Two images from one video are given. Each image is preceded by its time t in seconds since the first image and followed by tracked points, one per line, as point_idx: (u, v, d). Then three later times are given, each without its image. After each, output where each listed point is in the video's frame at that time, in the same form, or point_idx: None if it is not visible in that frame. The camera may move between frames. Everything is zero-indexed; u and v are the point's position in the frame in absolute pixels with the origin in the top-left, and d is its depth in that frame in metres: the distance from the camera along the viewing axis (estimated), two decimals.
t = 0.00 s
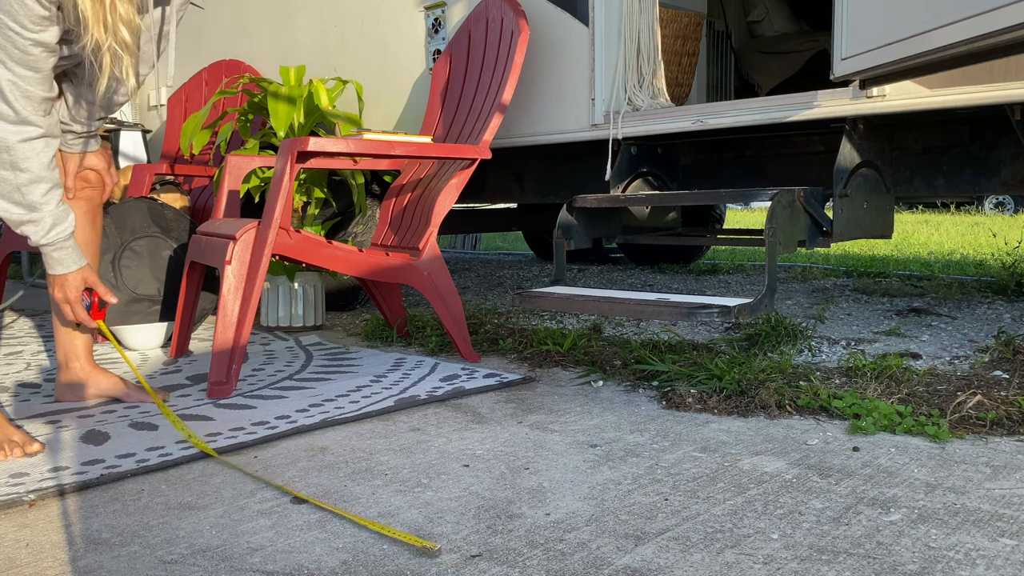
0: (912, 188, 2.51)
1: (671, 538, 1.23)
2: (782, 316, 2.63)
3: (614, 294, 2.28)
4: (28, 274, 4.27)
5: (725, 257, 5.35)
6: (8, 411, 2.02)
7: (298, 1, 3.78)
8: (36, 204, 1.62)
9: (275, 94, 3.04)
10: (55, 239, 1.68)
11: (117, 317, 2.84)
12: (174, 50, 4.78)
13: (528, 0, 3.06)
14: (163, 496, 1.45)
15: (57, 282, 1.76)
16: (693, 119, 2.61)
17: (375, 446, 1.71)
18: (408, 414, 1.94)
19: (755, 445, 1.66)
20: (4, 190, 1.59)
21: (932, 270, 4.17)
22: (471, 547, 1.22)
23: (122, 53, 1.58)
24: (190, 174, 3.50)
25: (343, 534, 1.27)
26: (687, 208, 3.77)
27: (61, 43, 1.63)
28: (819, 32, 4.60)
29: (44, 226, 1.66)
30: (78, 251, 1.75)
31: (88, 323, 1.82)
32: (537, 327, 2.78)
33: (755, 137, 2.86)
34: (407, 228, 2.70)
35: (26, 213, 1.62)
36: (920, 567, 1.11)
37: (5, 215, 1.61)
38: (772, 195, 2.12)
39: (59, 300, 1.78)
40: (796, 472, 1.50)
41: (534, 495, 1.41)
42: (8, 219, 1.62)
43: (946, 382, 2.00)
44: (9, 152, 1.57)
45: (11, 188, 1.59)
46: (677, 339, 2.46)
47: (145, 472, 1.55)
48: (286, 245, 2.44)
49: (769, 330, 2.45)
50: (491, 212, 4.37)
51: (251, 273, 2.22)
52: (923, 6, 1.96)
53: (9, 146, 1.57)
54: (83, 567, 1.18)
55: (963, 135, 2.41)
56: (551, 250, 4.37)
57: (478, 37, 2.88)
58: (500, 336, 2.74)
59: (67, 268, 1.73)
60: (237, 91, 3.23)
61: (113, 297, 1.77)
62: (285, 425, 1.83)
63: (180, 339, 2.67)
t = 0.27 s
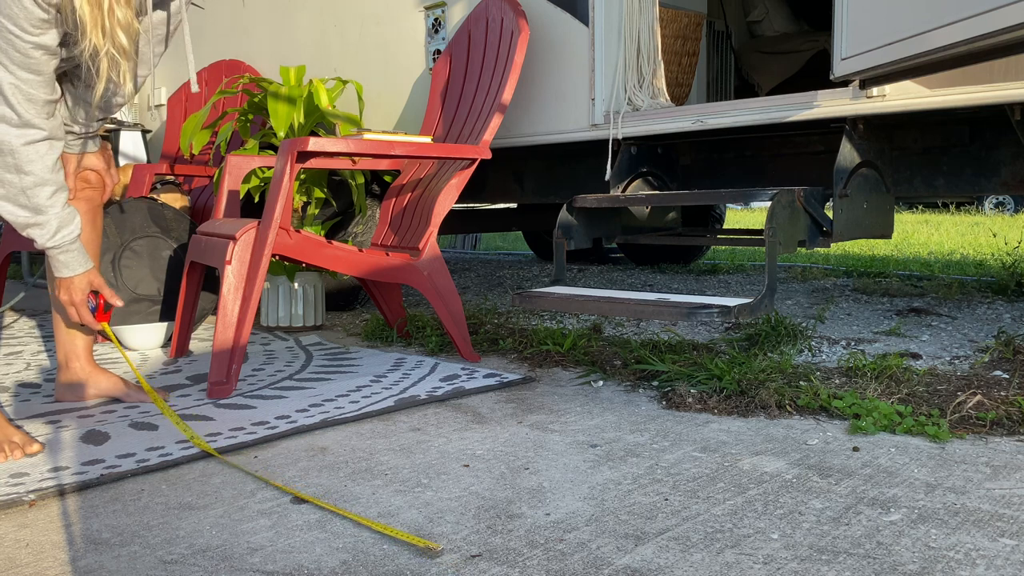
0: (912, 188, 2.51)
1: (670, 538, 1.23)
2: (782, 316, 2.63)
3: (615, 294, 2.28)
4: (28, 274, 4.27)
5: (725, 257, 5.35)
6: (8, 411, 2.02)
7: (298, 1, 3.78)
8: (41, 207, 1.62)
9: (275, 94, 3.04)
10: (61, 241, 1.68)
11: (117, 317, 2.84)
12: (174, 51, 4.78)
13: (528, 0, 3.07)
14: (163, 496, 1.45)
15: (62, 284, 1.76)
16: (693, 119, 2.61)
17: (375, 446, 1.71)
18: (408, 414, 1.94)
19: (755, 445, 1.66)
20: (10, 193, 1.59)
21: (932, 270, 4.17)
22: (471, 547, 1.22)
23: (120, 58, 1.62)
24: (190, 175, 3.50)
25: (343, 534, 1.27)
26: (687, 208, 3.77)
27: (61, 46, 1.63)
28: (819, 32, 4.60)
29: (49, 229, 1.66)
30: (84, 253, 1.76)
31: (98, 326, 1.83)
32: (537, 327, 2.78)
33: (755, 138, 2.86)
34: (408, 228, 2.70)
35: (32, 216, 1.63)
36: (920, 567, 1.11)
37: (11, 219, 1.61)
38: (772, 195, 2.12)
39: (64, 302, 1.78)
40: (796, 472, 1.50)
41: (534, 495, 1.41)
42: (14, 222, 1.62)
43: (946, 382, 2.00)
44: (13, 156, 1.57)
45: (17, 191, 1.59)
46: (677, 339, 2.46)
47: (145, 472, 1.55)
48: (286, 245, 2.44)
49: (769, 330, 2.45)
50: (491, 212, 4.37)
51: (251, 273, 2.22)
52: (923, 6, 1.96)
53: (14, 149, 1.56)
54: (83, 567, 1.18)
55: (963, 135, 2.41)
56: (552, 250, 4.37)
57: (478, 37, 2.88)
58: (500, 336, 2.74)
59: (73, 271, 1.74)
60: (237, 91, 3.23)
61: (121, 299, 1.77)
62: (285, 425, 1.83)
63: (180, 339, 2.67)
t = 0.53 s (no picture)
0: (912, 188, 2.51)
1: (671, 538, 1.23)
2: (782, 316, 2.63)
3: (615, 294, 2.28)
4: (28, 274, 4.27)
5: (725, 257, 5.35)
6: (8, 411, 2.02)
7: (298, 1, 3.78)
8: (45, 209, 1.62)
9: (275, 94, 3.04)
10: (65, 243, 1.69)
11: (117, 317, 2.84)
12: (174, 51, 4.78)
13: (528, 0, 3.06)
14: (163, 496, 1.45)
15: (67, 285, 1.77)
16: (693, 119, 2.61)
17: (375, 446, 1.71)
18: (408, 414, 1.94)
19: (755, 445, 1.66)
20: (13, 196, 1.59)
21: (932, 270, 4.17)
22: (471, 547, 1.22)
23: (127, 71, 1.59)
24: (190, 175, 3.50)
25: (344, 534, 1.27)
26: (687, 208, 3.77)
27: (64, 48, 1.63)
28: (819, 32, 4.60)
29: (54, 231, 1.66)
30: (87, 255, 1.76)
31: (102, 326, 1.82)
32: (537, 327, 2.78)
33: (755, 138, 2.86)
34: (407, 228, 2.70)
35: (35, 218, 1.63)
36: (920, 567, 1.11)
37: (14, 221, 1.61)
38: (772, 195, 2.12)
39: (68, 302, 1.79)
40: (796, 472, 1.50)
41: (534, 494, 1.41)
42: (17, 225, 1.62)
43: (946, 382, 2.00)
44: (16, 159, 1.56)
45: (20, 194, 1.59)
46: (677, 339, 2.46)
47: (145, 472, 1.55)
48: (286, 245, 2.44)
49: (769, 330, 2.45)
50: (491, 212, 4.37)
51: (251, 273, 2.22)
52: (923, 6, 1.96)
53: (16, 152, 1.56)
54: (83, 567, 1.18)
55: (963, 135, 2.41)
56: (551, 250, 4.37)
57: (478, 37, 2.87)
58: (500, 336, 2.74)
59: (77, 272, 1.75)
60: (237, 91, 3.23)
61: (124, 300, 1.77)
62: (285, 425, 1.83)
63: (180, 339, 2.67)
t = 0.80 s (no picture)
0: (912, 188, 2.51)
1: (670, 538, 1.23)
2: (782, 316, 2.63)
3: (615, 294, 2.28)
4: (28, 274, 4.27)
5: (725, 257, 5.35)
6: (8, 411, 2.02)
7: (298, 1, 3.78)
8: (45, 210, 1.62)
9: (275, 94, 3.04)
10: (66, 243, 1.69)
11: (117, 317, 2.84)
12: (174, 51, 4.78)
13: (528, 0, 3.06)
14: (163, 496, 1.45)
15: (66, 286, 1.77)
16: (693, 119, 2.61)
17: (375, 446, 1.71)
18: (408, 414, 1.94)
19: (755, 445, 1.66)
20: (13, 197, 1.59)
21: (932, 270, 4.17)
22: (471, 547, 1.22)
23: (128, 97, 1.57)
24: (190, 174, 3.50)
25: (344, 534, 1.27)
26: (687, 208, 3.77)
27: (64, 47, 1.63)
28: (819, 32, 4.60)
29: (55, 232, 1.67)
30: (87, 255, 1.76)
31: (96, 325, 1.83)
32: (537, 327, 2.78)
33: (755, 137, 2.86)
34: (407, 228, 2.70)
35: (35, 219, 1.63)
36: (920, 568, 1.11)
37: (15, 222, 1.61)
38: (773, 195, 2.12)
39: (67, 303, 1.79)
40: (796, 472, 1.50)
41: (534, 494, 1.41)
42: (18, 225, 1.62)
43: (946, 382, 2.00)
44: (16, 160, 1.56)
45: (20, 195, 1.59)
46: (677, 339, 2.46)
47: (145, 472, 1.55)
48: (286, 245, 2.44)
49: (769, 330, 2.45)
50: (491, 212, 4.37)
51: (251, 273, 2.22)
52: (923, 6, 1.96)
53: (16, 153, 1.56)
54: (83, 567, 1.18)
55: (963, 135, 2.41)
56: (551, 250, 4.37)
57: (478, 37, 2.87)
58: (500, 336, 2.74)
59: (77, 272, 1.75)
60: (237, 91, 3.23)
61: (124, 302, 1.77)
62: (285, 425, 1.83)
63: (180, 339, 2.67)
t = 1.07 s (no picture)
0: (912, 187, 2.51)
1: (671, 538, 1.23)
2: (782, 316, 2.63)
3: (615, 294, 2.28)
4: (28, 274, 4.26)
5: (725, 257, 5.34)
6: (8, 411, 2.02)
7: (298, 1, 3.78)
8: (44, 211, 1.62)
9: (275, 94, 3.04)
10: (64, 245, 1.69)
11: (117, 318, 2.84)
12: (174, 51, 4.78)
13: (528, 0, 3.06)
14: (163, 496, 1.45)
15: (65, 286, 1.77)
16: (693, 119, 2.61)
17: (375, 446, 1.70)
18: (408, 414, 1.94)
19: (755, 445, 1.66)
20: (13, 198, 1.59)
21: (932, 270, 4.17)
22: (471, 547, 1.22)
23: (125, 100, 1.58)
24: (190, 175, 3.50)
25: (343, 534, 1.27)
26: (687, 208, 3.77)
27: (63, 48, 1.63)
28: (819, 32, 4.60)
29: (53, 233, 1.66)
30: (86, 256, 1.76)
31: (96, 326, 1.84)
32: (537, 327, 2.78)
33: (755, 138, 2.86)
34: (407, 228, 2.70)
35: (34, 220, 1.63)
36: (920, 567, 1.11)
37: (14, 223, 1.61)
38: (772, 195, 2.12)
39: (65, 304, 1.79)
40: (796, 472, 1.50)
41: (534, 495, 1.41)
42: (17, 226, 1.62)
43: (946, 382, 2.00)
44: (16, 161, 1.56)
45: (20, 196, 1.59)
46: (677, 339, 2.46)
47: (145, 472, 1.55)
48: (286, 245, 2.44)
49: (769, 330, 2.45)
50: (491, 212, 4.37)
51: (251, 273, 2.22)
52: (923, 6, 1.96)
53: (16, 153, 1.56)
54: (83, 567, 1.18)
55: (963, 135, 2.41)
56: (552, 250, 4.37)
57: (478, 37, 2.87)
58: (500, 336, 2.74)
59: (76, 273, 1.75)
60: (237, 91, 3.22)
61: (123, 303, 1.79)
62: (285, 425, 1.83)
63: (180, 339, 2.67)
